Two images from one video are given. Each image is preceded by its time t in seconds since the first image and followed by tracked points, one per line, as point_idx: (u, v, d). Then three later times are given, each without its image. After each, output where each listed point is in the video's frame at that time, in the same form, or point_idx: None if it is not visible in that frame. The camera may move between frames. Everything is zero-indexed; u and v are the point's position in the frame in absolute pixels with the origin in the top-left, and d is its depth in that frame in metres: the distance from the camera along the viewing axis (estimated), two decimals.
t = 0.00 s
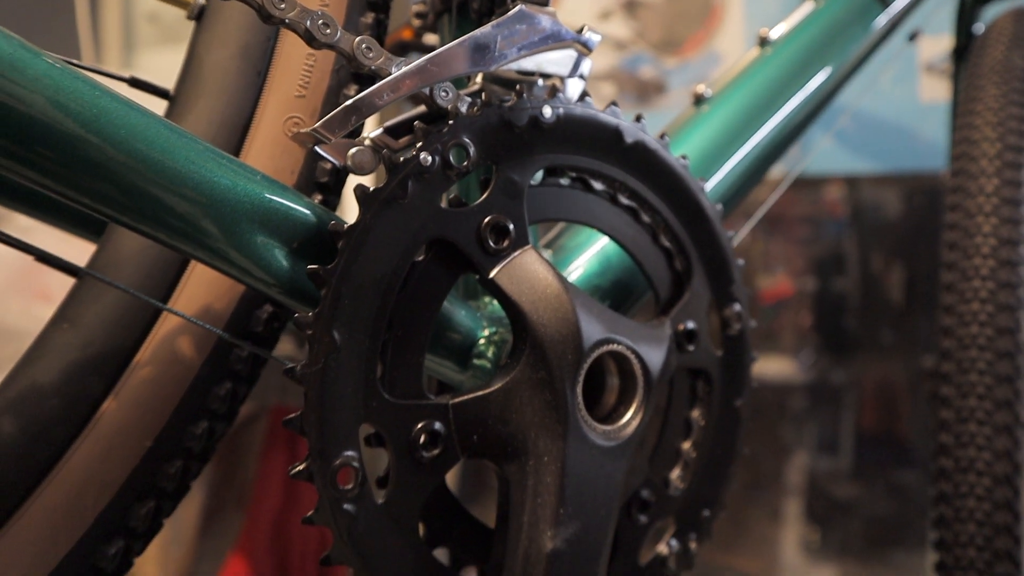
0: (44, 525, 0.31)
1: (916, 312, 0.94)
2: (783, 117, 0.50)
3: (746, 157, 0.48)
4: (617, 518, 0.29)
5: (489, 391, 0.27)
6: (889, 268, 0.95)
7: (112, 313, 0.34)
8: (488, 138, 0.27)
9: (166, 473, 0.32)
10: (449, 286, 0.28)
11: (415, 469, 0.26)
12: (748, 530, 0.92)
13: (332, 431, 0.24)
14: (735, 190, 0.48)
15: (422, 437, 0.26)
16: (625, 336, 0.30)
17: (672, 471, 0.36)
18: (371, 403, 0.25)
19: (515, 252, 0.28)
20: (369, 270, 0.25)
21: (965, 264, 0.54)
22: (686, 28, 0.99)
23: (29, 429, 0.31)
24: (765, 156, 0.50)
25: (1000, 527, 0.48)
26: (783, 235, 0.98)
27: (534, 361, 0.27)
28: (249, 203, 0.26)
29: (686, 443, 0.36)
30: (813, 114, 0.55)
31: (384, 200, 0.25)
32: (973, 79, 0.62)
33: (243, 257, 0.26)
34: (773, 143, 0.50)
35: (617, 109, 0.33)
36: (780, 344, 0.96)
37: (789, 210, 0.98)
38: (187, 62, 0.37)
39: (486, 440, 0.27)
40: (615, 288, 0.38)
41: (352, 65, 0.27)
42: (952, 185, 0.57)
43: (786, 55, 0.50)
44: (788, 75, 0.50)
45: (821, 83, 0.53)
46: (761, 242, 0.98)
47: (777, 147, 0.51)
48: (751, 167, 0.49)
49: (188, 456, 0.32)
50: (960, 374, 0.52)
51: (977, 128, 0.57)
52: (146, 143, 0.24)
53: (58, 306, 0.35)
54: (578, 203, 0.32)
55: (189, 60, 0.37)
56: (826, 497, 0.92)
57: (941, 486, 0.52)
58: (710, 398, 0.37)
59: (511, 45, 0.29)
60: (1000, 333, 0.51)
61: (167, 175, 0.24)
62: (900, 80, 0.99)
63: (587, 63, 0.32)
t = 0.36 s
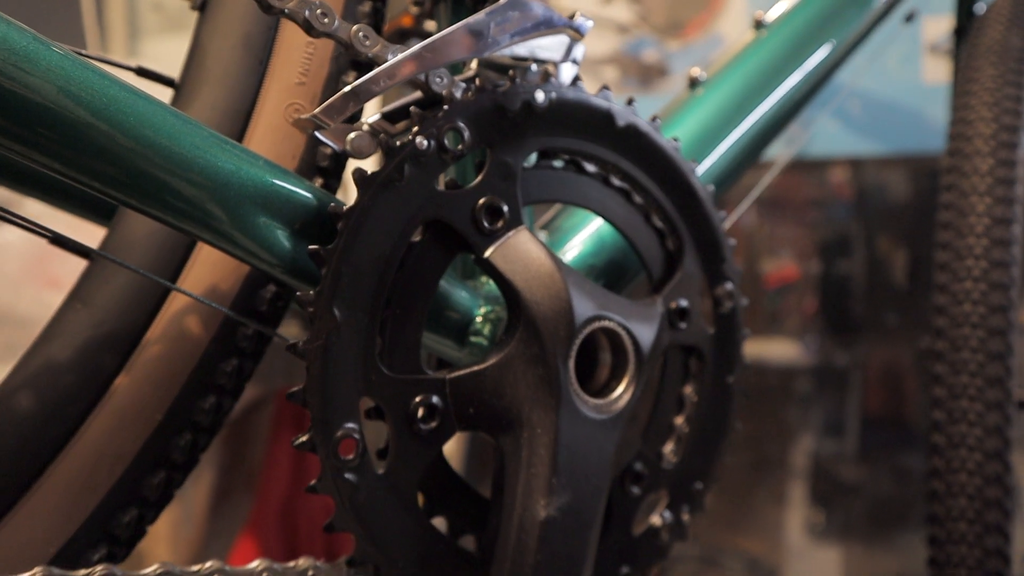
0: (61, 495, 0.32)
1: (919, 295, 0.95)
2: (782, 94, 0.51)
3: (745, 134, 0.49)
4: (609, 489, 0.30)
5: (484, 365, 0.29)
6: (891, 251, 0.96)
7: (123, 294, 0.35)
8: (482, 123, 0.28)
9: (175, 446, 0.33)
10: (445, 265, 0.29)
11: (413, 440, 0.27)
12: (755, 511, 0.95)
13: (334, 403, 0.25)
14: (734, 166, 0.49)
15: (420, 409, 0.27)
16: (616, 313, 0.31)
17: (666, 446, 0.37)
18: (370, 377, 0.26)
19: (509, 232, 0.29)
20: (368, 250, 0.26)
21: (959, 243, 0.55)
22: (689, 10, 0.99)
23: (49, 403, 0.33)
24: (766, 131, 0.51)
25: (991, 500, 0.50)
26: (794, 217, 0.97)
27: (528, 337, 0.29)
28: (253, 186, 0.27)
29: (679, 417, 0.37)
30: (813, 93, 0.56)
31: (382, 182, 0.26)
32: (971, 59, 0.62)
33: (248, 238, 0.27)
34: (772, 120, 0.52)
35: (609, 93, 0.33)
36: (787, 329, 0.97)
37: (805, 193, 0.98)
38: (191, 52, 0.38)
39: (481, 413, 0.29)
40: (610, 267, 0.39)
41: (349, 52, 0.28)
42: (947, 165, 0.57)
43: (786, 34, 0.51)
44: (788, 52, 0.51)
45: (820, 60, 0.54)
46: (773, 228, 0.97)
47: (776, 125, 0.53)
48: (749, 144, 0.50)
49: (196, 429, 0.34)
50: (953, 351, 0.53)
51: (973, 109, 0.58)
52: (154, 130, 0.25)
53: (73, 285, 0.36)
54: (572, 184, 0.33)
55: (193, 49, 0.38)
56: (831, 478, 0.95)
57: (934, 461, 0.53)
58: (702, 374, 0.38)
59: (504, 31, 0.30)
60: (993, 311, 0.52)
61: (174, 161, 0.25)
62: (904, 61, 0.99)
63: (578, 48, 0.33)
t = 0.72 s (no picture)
0: (70, 473, 0.33)
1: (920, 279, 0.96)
2: (775, 79, 0.52)
3: (738, 119, 0.50)
4: (597, 466, 0.31)
5: (475, 347, 0.30)
6: (892, 238, 0.97)
7: (128, 279, 0.36)
8: (471, 112, 0.29)
9: (179, 424, 0.34)
10: (437, 250, 0.30)
11: (407, 418, 0.29)
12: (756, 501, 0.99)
13: (330, 382, 0.27)
14: (727, 150, 0.51)
15: (412, 388, 0.28)
16: (603, 296, 0.32)
17: (655, 426, 0.38)
18: (365, 358, 0.27)
19: (498, 218, 0.30)
20: (361, 236, 0.27)
21: (948, 228, 0.55)
22: None
23: (58, 383, 0.34)
24: (760, 116, 0.52)
25: (978, 481, 0.52)
26: (793, 203, 1.00)
27: (517, 319, 0.30)
28: (251, 176, 0.28)
29: (668, 398, 0.38)
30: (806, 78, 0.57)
31: (373, 171, 0.27)
32: (964, 43, 0.62)
33: (247, 226, 0.29)
34: (766, 104, 0.52)
35: (597, 83, 0.34)
36: (789, 316, 0.99)
37: (807, 177, 1.00)
38: (190, 46, 0.39)
39: (473, 392, 0.30)
40: (599, 252, 0.40)
41: (342, 45, 0.29)
42: (938, 151, 0.58)
43: (779, 19, 0.52)
44: (780, 37, 0.52)
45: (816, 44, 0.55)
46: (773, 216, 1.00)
47: (771, 109, 0.53)
48: (742, 128, 0.51)
49: (199, 409, 0.35)
50: (944, 335, 0.54)
51: (964, 95, 0.58)
52: (156, 123, 0.26)
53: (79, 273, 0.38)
54: (561, 171, 0.34)
55: (192, 44, 0.39)
56: (833, 466, 0.97)
57: (924, 442, 0.54)
58: (690, 356, 0.39)
59: (492, 23, 0.31)
60: (981, 295, 0.53)
61: (176, 152, 0.26)
62: (907, 49, 0.98)
63: (566, 39, 0.34)
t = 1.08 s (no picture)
0: (89, 446, 0.35)
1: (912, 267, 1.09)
2: (763, 74, 0.55)
3: (732, 108, 0.53)
4: (587, 442, 0.33)
5: (472, 329, 0.31)
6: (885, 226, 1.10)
7: (145, 262, 0.38)
8: (468, 106, 0.31)
9: (192, 400, 0.36)
10: (436, 237, 0.32)
11: (407, 396, 0.30)
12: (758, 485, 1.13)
13: (335, 360, 0.28)
14: (719, 141, 0.53)
15: (412, 367, 0.30)
16: (595, 281, 0.33)
17: (646, 405, 0.39)
18: (367, 339, 0.29)
19: (495, 206, 0.32)
20: (364, 223, 0.29)
21: (937, 217, 0.57)
22: None
23: (77, 360, 0.36)
24: (751, 108, 0.55)
25: (962, 462, 0.54)
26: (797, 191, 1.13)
27: (512, 302, 0.31)
28: (259, 165, 0.30)
29: (660, 379, 0.40)
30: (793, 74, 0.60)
31: (374, 162, 0.28)
32: (956, 35, 0.63)
33: (255, 213, 0.30)
34: (755, 97, 0.55)
35: (590, 76, 0.36)
36: (789, 306, 1.13)
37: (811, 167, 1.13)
38: (200, 43, 0.41)
39: (470, 371, 0.32)
40: (593, 240, 0.41)
41: (345, 41, 0.31)
42: (928, 142, 0.59)
43: (769, 16, 0.56)
44: (771, 33, 0.55)
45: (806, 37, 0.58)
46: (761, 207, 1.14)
47: (760, 103, 0.56)
48: (734, 119, 0.53)
49: (211, 386, 0.37)
50: (930, 320, 0.56)
51: (955, 86, 0.59)
52: (170, 116, 0.27)
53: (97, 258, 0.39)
54: (555, 161, 0.35)
55: (202, 40, 0.41)
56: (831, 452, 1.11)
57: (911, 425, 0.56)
58: (681, 338, 0.40)
59: (489, 20, 0.32)
60: (967, 282, 0.55)
61: (189, 143, 0.28)
62: (906, 42, 1.12)
63: (561, 33, 0.35)
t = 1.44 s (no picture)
0: (109, 417, 0.36)
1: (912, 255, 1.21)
2: (760, 59, 0.57)
3: (732, 89, 0.55)
4: (587, 414, 0.34)
5: (476, 304, 0.32)
6: (895, 209, 1.21)
7: (161, 240, 0.39)
8: (471, 87, 0.32)
9: (207, 373, 0.37)
10: (440, 215, 0.33)
11: (413, 367, 0.31)
12: (769, 469, 1.34)
13: (343, 332, 0.29)
14: (719, 123, 0.55)
15: (417, 340, 0.31)
16: (594, 258, 0.34)
17: (646, 380, 0.41)
18: (373, 313, 0.30)
19: (497, 185, 0.33)
20: (370, 202, 0.30)
21: (936, 198, 0.57)
22: None
23: (98, 335, 0.37)
24: (749, 93, 0.57)
25: (960, 439, 0.55)
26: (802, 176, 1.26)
27: (513, 277, 0.32)
28: (270, 146, 0.31)
29: (659, 355, 0.41)
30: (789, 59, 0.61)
31: (380, 142, 0.29)
32: (958, 17, 0.64)
33: (267, 192, 0.31)
34: (753, 81, 0.57)
35: (590, 59, 0.36)
36: (798, 292, 1.27)
37: (819, 153, 1.25)
38: (211, 30, 0.42)
39: (473, 345, 0.33)
40: (594, 219, 0.42)
41: (350, 26, 0.32)
42: (929, 123, 0.60)
43: (764, 4, 0.58)
44: (768, 19, 0.58)
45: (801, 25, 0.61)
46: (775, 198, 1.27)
47: (758, 87, 0.58)
48: (734, 101, 0.56)
49: (224, 359, 0.38)
50: (929, 300, 0.56)
51: (956, 68, 0.60)
52: (184, 99, 0.29)
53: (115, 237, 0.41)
54: (556, 141, 0.36)
55: (213, 26, 0.42)
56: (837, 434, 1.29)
57: (910, 404, 0.57)
58: (681, 315, 0.41)
59: (490, 5, 0.33)
60: (965, 262, 0.55)
61: (203, 126, 0.29)
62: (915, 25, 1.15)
63: (561, 17, 0.36)
